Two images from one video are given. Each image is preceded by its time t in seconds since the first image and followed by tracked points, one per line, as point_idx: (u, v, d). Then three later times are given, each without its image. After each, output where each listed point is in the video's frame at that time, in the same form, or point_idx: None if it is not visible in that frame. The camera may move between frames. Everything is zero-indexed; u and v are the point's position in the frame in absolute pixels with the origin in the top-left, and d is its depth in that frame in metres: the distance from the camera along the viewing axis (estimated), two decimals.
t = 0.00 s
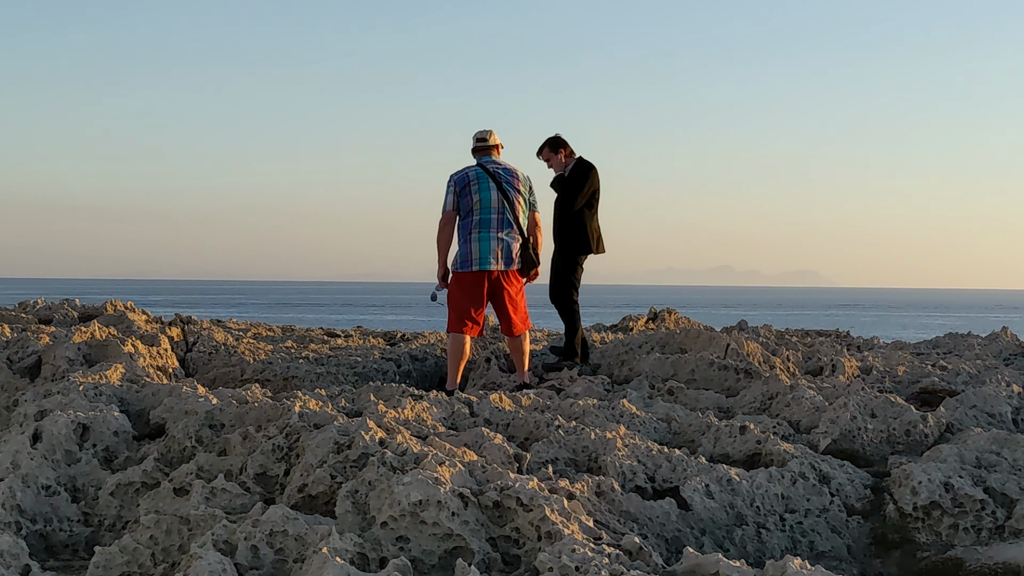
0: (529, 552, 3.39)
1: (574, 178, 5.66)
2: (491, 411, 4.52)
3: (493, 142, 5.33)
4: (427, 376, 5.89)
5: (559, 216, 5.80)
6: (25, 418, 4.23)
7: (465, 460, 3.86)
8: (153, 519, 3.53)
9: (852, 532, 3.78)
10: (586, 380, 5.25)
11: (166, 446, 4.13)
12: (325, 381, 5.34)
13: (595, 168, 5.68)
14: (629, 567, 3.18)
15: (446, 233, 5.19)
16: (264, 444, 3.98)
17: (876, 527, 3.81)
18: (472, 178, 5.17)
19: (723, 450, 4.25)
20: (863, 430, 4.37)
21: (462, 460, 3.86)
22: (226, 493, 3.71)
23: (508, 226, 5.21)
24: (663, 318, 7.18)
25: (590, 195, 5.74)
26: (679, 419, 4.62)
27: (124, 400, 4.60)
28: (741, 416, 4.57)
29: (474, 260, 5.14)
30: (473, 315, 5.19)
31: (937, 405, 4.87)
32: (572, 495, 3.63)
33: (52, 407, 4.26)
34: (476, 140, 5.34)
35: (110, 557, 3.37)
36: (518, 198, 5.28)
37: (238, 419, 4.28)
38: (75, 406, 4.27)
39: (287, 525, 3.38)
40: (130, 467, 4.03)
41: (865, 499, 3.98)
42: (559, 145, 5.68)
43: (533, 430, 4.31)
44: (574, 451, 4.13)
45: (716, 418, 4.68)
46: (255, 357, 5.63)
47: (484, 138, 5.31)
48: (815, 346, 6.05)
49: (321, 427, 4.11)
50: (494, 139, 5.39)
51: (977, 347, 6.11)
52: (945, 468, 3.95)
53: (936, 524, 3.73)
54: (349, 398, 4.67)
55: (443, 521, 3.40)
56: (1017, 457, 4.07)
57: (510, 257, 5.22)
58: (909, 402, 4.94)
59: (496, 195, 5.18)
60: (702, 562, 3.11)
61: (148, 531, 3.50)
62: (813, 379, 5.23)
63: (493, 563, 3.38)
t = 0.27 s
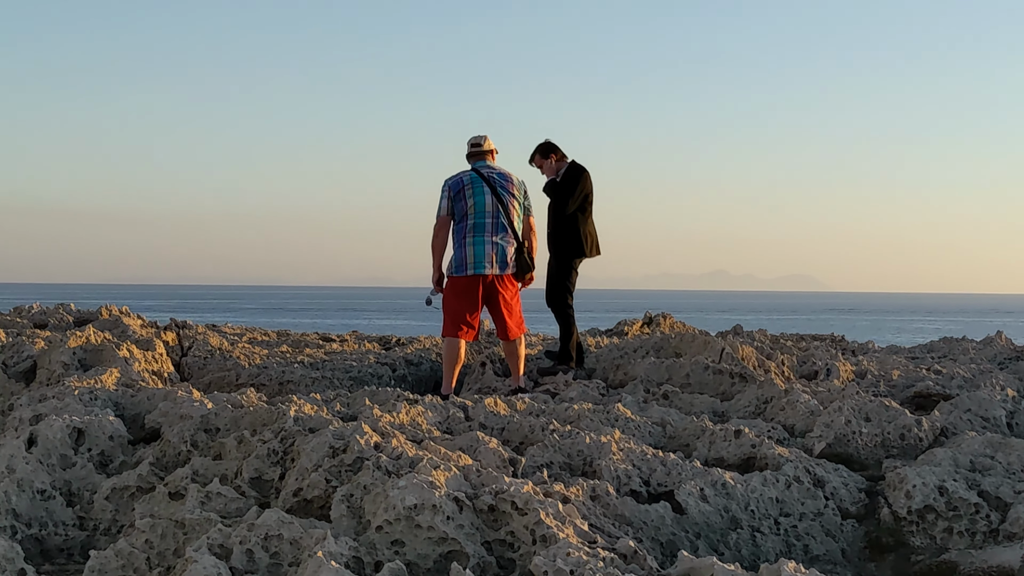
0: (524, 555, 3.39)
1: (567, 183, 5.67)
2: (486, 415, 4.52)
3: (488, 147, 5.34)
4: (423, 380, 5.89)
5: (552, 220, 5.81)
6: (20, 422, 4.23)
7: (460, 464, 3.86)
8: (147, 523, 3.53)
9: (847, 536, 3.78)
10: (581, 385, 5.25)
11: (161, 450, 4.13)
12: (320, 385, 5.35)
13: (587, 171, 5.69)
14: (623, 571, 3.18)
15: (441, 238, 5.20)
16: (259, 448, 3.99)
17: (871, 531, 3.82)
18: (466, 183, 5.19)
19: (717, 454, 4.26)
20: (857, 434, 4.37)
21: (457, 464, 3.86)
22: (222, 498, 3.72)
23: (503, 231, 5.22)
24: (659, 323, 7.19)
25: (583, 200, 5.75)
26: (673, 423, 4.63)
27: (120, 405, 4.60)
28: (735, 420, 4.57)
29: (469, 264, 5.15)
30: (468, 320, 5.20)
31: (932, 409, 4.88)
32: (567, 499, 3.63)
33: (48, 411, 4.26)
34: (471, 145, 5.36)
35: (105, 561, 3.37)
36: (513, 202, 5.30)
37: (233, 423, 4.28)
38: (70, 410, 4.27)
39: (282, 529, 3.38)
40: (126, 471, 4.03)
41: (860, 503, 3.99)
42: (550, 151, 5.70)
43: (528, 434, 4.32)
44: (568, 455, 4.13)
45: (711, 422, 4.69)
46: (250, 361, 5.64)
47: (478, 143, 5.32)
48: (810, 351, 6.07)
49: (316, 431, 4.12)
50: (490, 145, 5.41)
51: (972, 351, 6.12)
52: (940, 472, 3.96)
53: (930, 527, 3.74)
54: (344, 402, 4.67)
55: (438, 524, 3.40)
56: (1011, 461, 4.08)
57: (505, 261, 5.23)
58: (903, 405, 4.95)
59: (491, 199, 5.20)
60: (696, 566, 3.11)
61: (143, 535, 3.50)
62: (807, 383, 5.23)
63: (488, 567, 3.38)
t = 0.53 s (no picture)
0: (522, 556, 3.39)
1: (564, 182, 5.67)
2: (484, 416, 4.52)
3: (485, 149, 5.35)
4: (420, 381, 5.89)
5: (549, 221, 5.81)
6: (18, 423, 4.23)
7: (458, 465, 3.86)
8: (145, 524, 3.53)
9: (844, 537, 3.78)
10: (579, 385, 5.26)
11: (159, 451, 4.13)
12: (318, 386, 5.35)
13: (583, 171, 5.69)
14: (621, 572, 3.18)
15: (441, 238, 5.18)
16: (257, 449, 3.99)
17: (868, 531, 3.82)
18: (466, 183, 5.18)
19: (715, 454, 4.26)
20: (855, 434, 4.38)
21: (455, 464, 3.86)
22: (219, 499, 3.72)
23: (503, 231, 5.22)
24: (657, 323, 7.20)
25: (579, 199, 5.75)
26: (671, 424, 4.63)
27: (117, 405, 4.60)
28: (733, 421, 4.58)
29: (469, 265, 5.14)
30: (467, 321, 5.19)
31: (929, 410, 4.88)
32: (565, 500, 3.63)
33: (45, 412, 4.26)
34: (468, 148, 5.36)
35: (103, 562, 3.37)
36: (512, 202, 5.30)
37: (231, 424, 4.28)
38: (68, 411, 4.27)
39: (279, 530, 3.38)
40: (123, 472, 4.03)
41: (857, 503, 3.99)
42: (544, 152, 5.73)
43: (526, 435, 4.32)
44: (566, 456, 4.13)
45: (709, 422, 4.69)
46: (248, 362, 5.64)
47: (477, 144, 5.32)
48: (808, 351, 6.07)
49: (314, 432, 4.12)
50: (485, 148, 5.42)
51: (970, 352, 6.12)
52: (937, 473, 3.96)
53: (928, 528, 3.74)
54: (342, 403, 4.67)
55: (436, 525, 3.40)
56: (1008, 461, 4.08)
57: (505, 262, 5.24)
58: (901, 406, 4.95)
59: (491, 200, 5.19)
60: (694, 567, 3.11)
61: (140, 536, 3.50)
62: (805, 383, 5.24)
63: (486, 568, 3.38)
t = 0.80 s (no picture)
0: (519, 557, 3.39)
1: (560, 183, 5.67)
2: (482, 417, 4.52)
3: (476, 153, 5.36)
4: (418, 382, 5.89)
5: (546, 222, 5.81)
6: (16, 424, 4.24)
7: (455, 466, 3.86)
8: (143, 525, 3.53)
9: (842, 538, 3.78)
10: (577, 386, 5.26)
11: (157, 452, 4.13)
12: (316, 387, 5.36)
13: (579, 172, 5.70)
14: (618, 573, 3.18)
15: (438, 240, 5.14)
16: (255, 450, 3.99)
17: (866, 532, 3.82)
18: (463, 185, 5.16)
19: (713, 455, 4.26)
20: (853, 435, 4.38)
21: (452, 466, 3.86)
22: (217, 500, 3.72)
23: (501, 232, 5.24)
24: (655, 324, 7.20)
25: (576, 200, 5.75)
26: (669, 425, 4.63)
27: (116, 406, 4.61)
28: (731, 422, 4.58)
29: (469, 267, 5.14)
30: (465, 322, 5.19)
31: (928, 411, 4.88)
32: (562, 501, 3.63)
33: (44, 413, 4.27)
34: (458, 151, 5.35)
35: (101, 563, 3.37)
36: (509, 203, 5.32)
37: (229, 425, 4.28)
38: (66, 412, 4.27)
39: (277, 531, 3.38)
40: (121, 473, 4.03)
41: (855, 505, 3.99)
42: (540, 154, 5.75)
43: (524, 436, 4.32)
44: (564, 457, 4.13)
45: (707, 423, 4.69)
46: (246, 363, 5.64)
47: (469, 146, 5.32)
48: (806, 352, 6.07)
49: (312, 433, 4.12)
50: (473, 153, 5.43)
51: (968, 353, 6.12)
52: (935, 474, 3.96)
53: (925, 529, 3.74)
54: (340, 403, 4.68)
55: (433, 527, 3.40)
56: (1006, 462, 4.08)
57: (504, 263, 5.25)
58: (899, 407, 4.95)
59: (489, 201, 5.19)
60: (692, 568, 3.10)
61: (138, 537, 3.49)
62: (803, 384, 5.24)
63: (483, 569, 3.38)
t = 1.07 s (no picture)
0: (513, 561, 3.39)
1: (552, 187, 5.67)
2: (476, 420, 4.52)
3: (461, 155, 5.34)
4: (412, 386, 5.89)
5: (539, 226, 5.81)
6: (9, 428, 4.23)
7: (449, 470, 3.86)
8: (136, 529, 3.52)
9: (836, 541, 3.78)
10: (571, 390, 5.26)
11: (150, 456, 4.13)
12: (310, 391, 5.35)
13: (571, 175, 5.71)
14: None
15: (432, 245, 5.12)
16: (248, 454, 3.98)
17: (860, 536, 3.82)
18: (456, 190, 5.14)
19: (707, 459, 4.26)
20: (847, 439, 4.38)
21: (446, 469, 3.85)
22: (211, 504, 3.71)
23: (495, 236, 5.25)
24: (649, 327, 7.20)
25: (569, 204, 5.76)
26: (663, 428, 4.63)
27: (109, 410, 4.60)
28: (725, 426, 4.58)
29: (464, 271, 5.15)
30: (460, 327, 5.19)
31: (921, 414, 4.89)
32: (557, 505, 3.63)
33: (37, 417, 4.26)
34: (442, 155, 5.32)
35: (94, 568, 3.37)
36: (501, 205, 5.34)
37: (223, 429, 4.28)
38: (59, 416, 4.27)
39: (271, 535, 3.37)
40: (115, 477, 4.02)
41: (849, 508, 3.99)
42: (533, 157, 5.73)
43: (518, 440, 4.31)
44: (558, 460, 4.13)
45: (701, 427, 4.69)
46: (240, 367, 5.64)
47: (454, 148, 5.31)
48: (800, 355, 6.07)
49: (305, 437, 4.11)
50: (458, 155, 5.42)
51: (962, 356, 6.13)
52: (929, 478, 3.96)
53: (919, 533, 3.73)
54: (334, 407, 4.67)
55: (427, 531, 3.40)
56: (1000, 466, 4.08)
57: (499, 266, 5.27)
58: (893, 410, 4.95)
59: (482, 205, 5.20)
60: (686, 572, 3.09)
61: (131, 541, 3.49)
62: (797, 388, 5.24)
63: (477, 573, 3.38)
